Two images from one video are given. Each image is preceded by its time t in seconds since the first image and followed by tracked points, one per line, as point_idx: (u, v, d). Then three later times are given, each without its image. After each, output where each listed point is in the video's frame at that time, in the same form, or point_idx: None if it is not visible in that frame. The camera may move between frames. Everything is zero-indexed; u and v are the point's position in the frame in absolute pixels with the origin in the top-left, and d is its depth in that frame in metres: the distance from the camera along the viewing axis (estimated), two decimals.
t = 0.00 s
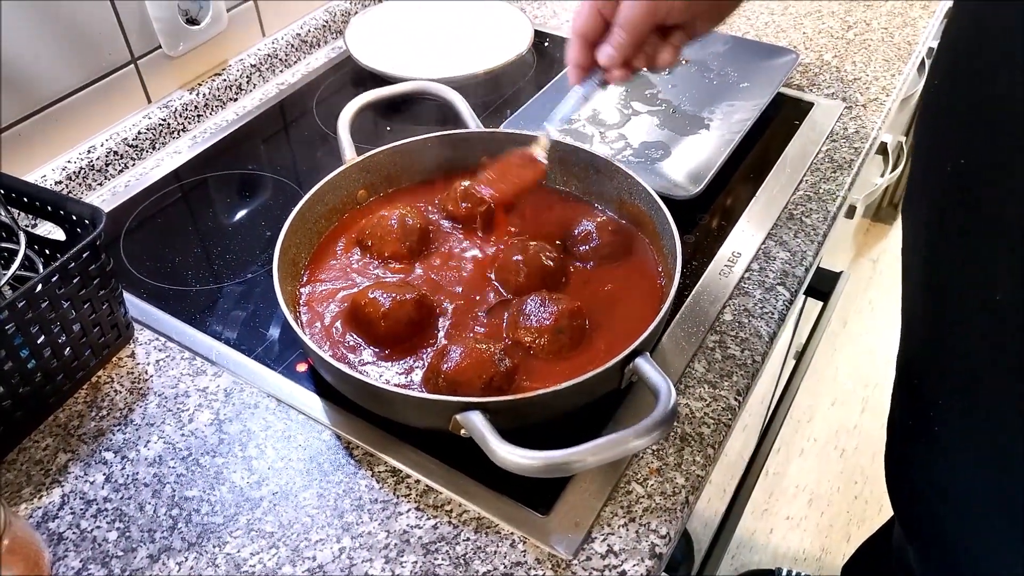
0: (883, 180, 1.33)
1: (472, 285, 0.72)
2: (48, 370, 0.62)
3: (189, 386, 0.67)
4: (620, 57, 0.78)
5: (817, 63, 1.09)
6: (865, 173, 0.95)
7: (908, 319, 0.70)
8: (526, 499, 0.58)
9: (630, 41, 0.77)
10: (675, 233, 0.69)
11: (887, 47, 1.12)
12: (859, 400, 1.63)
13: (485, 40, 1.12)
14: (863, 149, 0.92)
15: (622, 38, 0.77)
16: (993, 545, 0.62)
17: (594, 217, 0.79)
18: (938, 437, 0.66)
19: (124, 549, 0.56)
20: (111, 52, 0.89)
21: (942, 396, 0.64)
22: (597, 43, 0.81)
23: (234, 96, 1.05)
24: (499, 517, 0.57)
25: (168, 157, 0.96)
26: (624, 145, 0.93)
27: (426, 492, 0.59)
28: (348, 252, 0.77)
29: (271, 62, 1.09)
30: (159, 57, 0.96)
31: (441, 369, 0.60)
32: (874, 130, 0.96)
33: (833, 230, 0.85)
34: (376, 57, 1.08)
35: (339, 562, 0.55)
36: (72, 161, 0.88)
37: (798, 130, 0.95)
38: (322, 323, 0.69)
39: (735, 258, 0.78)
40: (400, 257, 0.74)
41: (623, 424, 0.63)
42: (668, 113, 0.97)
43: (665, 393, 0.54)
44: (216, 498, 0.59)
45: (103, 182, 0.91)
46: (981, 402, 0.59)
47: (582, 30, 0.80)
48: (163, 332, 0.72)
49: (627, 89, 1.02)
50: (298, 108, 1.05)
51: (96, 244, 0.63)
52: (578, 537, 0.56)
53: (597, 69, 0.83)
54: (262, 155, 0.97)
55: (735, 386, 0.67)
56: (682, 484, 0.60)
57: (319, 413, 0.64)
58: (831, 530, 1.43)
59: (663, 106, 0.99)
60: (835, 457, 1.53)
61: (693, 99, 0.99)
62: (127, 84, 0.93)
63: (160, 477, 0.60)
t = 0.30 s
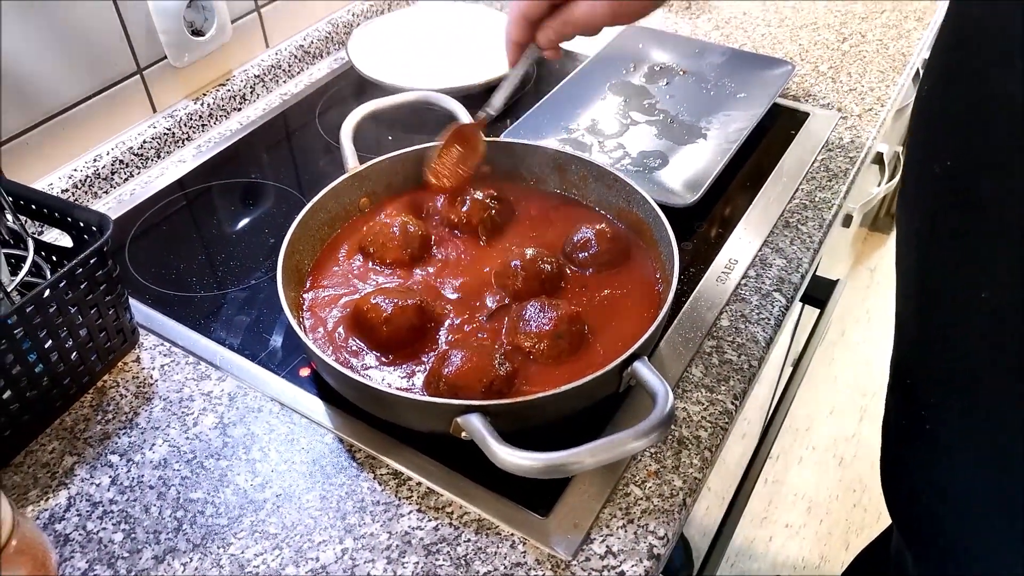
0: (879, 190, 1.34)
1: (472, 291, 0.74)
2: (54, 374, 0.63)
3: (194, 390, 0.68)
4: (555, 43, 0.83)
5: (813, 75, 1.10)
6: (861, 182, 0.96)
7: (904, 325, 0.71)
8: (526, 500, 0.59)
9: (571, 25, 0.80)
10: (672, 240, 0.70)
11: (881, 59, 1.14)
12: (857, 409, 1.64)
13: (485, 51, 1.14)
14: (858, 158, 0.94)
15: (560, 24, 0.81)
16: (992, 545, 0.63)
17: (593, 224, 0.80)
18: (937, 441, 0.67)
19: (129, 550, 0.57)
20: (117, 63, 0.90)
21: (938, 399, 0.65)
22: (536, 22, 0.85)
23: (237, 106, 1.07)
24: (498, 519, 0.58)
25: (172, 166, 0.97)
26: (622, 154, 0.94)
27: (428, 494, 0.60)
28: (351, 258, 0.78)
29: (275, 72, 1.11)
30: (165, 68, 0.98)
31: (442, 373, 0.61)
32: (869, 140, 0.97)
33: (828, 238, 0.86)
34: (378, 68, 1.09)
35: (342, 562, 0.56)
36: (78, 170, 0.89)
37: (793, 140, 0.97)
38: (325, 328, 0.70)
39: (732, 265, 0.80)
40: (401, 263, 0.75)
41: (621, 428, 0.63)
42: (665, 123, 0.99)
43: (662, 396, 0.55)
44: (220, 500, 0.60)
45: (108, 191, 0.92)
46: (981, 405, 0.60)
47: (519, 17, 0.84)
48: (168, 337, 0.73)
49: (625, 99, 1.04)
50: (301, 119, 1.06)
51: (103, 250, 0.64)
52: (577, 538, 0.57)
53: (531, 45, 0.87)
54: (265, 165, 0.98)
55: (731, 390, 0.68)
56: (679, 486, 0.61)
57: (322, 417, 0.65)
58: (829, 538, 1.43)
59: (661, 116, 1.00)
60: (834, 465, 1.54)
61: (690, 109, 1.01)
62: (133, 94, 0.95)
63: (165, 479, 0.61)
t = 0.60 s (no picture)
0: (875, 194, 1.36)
1: (471, 294, 0.75)
2: (60, 376, 0.64)
3: (198, 392, 0.69)
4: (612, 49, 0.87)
5: (807, 80, 1.12)
6: (854, 186, 0.98)
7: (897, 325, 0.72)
8: (524, 498, 0.60)
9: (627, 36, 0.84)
10: (668, 242, 0.71)
11: (875, 64, 1.15)
12: (855, 414, 1.65)
13: (484, 58, 1.15)
14: (852, 162, 0.95)
15: (614, 33, 0.85)
16: (991, 540, 0.64)
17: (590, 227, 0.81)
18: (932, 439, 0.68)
19: (135, 548, 0.58)
20: (121, 70, 0.92)
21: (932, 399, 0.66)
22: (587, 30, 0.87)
23: (239, 113, 1.08)
24: (498, 516, 0.59)
25: (176, 172, 0.98)
26: (620, 159, 0.95)
27: (428, 492, 0.61)
28: (352, 262, 0.79)
29: (276, 79, 1.12)
30: (168, 74, 0.99)
31: (442, 374, 0.62)
32: (863, 144, 0.98)
33: (822, 240, 0.87)
34: (378, 74, 1.11)
35: (344, 560, 0.57)
36: (83, 175, 0.90)
37: (788, 144, 0.98)
38: (327, 330, 0.71)
39: (727, 267, 0.81)
40: (402, 266, 0.77)
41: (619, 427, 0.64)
42: (662, 128, 1.00)
43: (658, 394, 0.56)
44: (224, 499, 0.61)
45: (112, 196, 0.93)
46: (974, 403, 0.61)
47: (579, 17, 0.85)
48: (172, 339, 0.74)
49: (622, 105, 1.05)
50: (302, 125, 1.08)
51: (109, 253, 0.65)
52: (575, 535, 0.58)
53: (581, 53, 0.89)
54: (267, 170, 1.00)
55: (727, 390, 0.69)
56: (676, 484, 0.62)
57: (324, 417, 0.66)
58: (828, 542, 1.44)
59: (658, 121, 1.01)
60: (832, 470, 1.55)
61: (686, 115, 1.02)
62: (136, 101, 0.96)
63: (169, 479, 0.62)
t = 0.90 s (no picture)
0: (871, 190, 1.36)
1: (469, 288, 0.76)
2: (64, 369, 0.65)
3: (200, 385, 0.70)
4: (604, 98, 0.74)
5: (803, 76, 1.13)
6: (849, 180, 0.99)
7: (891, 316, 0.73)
8: (523, 487, 0.61)
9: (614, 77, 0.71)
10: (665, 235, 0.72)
11: (869, 61, 1.16)
12: (853, 410, 1.65)
13: (482, 56, 1.16)
14: (847, 157, 0.96)
15: (598, 84, 0.73)
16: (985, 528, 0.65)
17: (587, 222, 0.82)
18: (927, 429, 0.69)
19: (139, 538, 0.58)
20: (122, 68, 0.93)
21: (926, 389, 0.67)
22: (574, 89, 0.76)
23: (239, 111, 1.09)
24: (497, 505, 0.60)
25: (176, 170, 0.99)
26: (616, 154, 0.96)
27: (428, 482, 0.62)
28: (352, 257, 0.80)
29: (276, 78, 1.13)
30: (169, 73, 1.00)
31: (442, 365, 0.63)
32: (857, 139, 0.99)
33: (817, 234, 0.88)
34: (376, 73, 1.11)
35: (346, 548, 0.58)
36: (85, 173, 0.91)
37: (783, 140, 0.99)
38: (328, 323, 0.72)
39: (723, 261, 0.82)
40: (401, 261, 0.78)
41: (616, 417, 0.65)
42: (658, 124, 1.01)
43: (654, 383, 0.57)
44: (227, 489, 0.61)
45: (114, 194, 0.94)
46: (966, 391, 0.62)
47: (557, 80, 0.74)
48: (174, 334, 0.75)
49: (619, 101, 1.06)
50: (302, 123, 1.08)
51: (111, 248, 0.66)
52: (573, 523, 0.59)
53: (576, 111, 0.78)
54: (267, 168, 1.01)
55: (723, 381, 0.70)
56: (672, 473, 0.63)
57: (325, 409, 0.67)
58: (827, 538, 1.45)
59: (654, 118, 1.02)
60: (831, 465, 1.56)
61: (682, 111, 1.03)
62: (138, 100, 0.97)
63: (173, 470, 0.63)
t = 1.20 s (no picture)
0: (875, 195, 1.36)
1: (472, 292, 0.76)
2: (70, 374, 0.66)
3: (205, 390, 0.70)
4: (642, 74, 0.77)
5: (805, 82, 1.13)
6: (852, 185, 0.99)
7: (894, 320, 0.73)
8: (526, 491, 0.61)
9: (648, 52, 0.74)
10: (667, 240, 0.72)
11: (872, 65, 1.16)
12: (858, 415, 1.65)
13: (485, 62, 1.17)
14: (849, 161, 0.96)
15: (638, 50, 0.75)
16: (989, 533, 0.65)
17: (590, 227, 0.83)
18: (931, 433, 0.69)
19: (144, 542, 0.59)
20: (128, 75, 0.93)
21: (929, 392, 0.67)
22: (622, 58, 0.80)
23: (244, 117, 1.09)
24: (499, 509, 0.60)
25: (181, 176, 1.00)
26: (619, 160, 0.97)
27: (431, 486, 0.62)
28: (355, 262, 0.80)
29: (280, 85, 1.14)
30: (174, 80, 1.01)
31: (445, 369, 0.63)
32: (860, 144, 0.99)
33: (820, 238, 0.88)
34: (380, 79, 1.12)
35: (349, 552, 0.58)
36: (91, 179, 0.92)
37: (785, 145, 0.99)
38: (331, 328, 0.72)
39: (726, 265, 0.82)
40: (404, 266, 0.78)
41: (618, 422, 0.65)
42: (660, 129, 1.01)
43: (656, 387, 0.57)
44: (231, 493, 0.62)
45: (120, 200, 0.95)
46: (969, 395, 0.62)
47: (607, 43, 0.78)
48: (179, 339, 0.76)
49: (622, 107, 1.06)
50: (306, 129, 1.09)
51: (117, 254, 0.67)
52: (575, 527, 0.59)
53: (621, 83, 0.81)
54: (271, 174, 1.01)
55: (725, 385, 0.70)
56: (675, 477, 0.63)
57: (329, 414, 0.67)
58: (832, 543, 1.45)
59: (656, 123, 1.03)
60: (835, 471, 1.56)
61: (685, 116, 1.03)
62: (143, 106, 0.98)
63: (177, 474, 0.63)
